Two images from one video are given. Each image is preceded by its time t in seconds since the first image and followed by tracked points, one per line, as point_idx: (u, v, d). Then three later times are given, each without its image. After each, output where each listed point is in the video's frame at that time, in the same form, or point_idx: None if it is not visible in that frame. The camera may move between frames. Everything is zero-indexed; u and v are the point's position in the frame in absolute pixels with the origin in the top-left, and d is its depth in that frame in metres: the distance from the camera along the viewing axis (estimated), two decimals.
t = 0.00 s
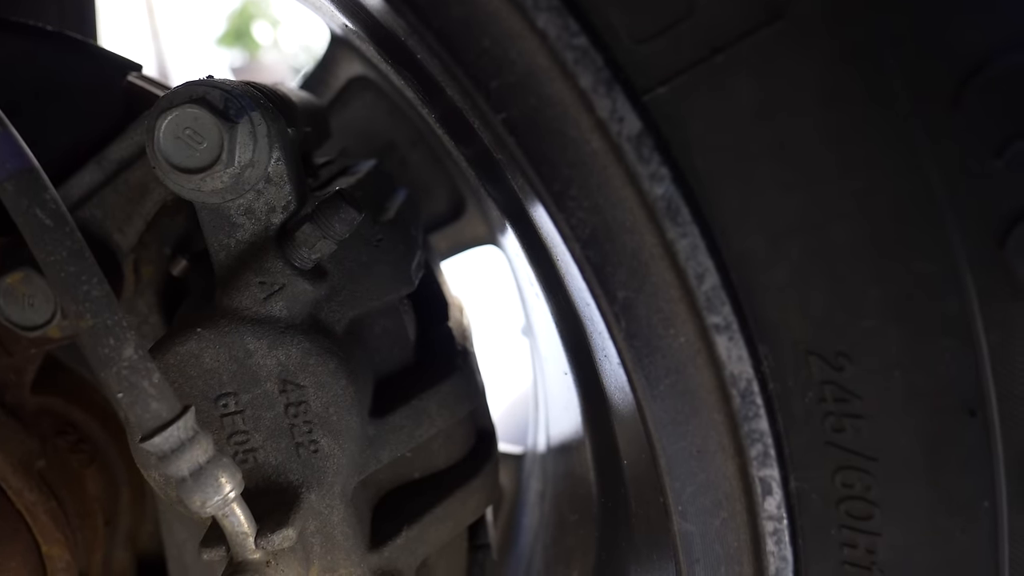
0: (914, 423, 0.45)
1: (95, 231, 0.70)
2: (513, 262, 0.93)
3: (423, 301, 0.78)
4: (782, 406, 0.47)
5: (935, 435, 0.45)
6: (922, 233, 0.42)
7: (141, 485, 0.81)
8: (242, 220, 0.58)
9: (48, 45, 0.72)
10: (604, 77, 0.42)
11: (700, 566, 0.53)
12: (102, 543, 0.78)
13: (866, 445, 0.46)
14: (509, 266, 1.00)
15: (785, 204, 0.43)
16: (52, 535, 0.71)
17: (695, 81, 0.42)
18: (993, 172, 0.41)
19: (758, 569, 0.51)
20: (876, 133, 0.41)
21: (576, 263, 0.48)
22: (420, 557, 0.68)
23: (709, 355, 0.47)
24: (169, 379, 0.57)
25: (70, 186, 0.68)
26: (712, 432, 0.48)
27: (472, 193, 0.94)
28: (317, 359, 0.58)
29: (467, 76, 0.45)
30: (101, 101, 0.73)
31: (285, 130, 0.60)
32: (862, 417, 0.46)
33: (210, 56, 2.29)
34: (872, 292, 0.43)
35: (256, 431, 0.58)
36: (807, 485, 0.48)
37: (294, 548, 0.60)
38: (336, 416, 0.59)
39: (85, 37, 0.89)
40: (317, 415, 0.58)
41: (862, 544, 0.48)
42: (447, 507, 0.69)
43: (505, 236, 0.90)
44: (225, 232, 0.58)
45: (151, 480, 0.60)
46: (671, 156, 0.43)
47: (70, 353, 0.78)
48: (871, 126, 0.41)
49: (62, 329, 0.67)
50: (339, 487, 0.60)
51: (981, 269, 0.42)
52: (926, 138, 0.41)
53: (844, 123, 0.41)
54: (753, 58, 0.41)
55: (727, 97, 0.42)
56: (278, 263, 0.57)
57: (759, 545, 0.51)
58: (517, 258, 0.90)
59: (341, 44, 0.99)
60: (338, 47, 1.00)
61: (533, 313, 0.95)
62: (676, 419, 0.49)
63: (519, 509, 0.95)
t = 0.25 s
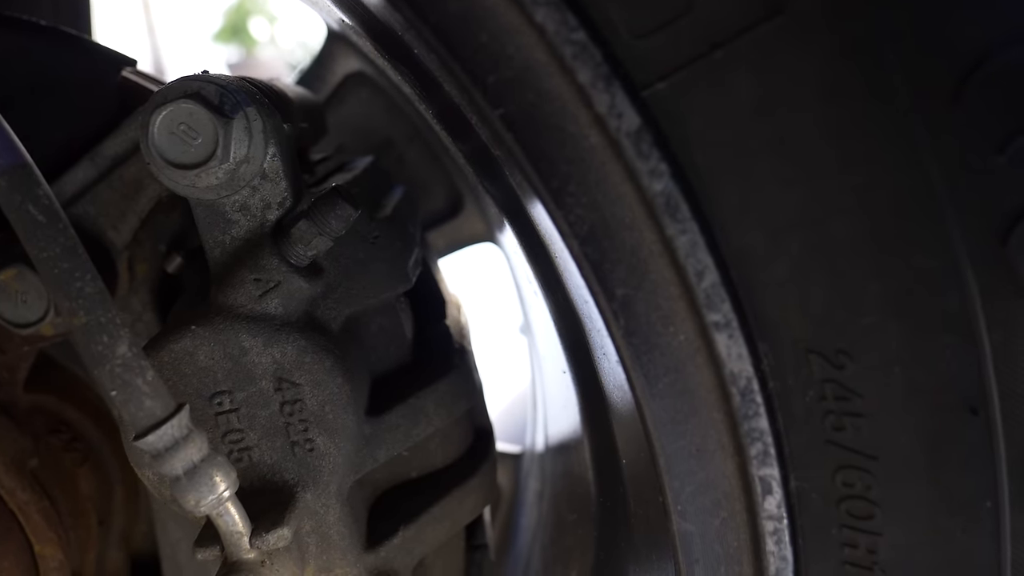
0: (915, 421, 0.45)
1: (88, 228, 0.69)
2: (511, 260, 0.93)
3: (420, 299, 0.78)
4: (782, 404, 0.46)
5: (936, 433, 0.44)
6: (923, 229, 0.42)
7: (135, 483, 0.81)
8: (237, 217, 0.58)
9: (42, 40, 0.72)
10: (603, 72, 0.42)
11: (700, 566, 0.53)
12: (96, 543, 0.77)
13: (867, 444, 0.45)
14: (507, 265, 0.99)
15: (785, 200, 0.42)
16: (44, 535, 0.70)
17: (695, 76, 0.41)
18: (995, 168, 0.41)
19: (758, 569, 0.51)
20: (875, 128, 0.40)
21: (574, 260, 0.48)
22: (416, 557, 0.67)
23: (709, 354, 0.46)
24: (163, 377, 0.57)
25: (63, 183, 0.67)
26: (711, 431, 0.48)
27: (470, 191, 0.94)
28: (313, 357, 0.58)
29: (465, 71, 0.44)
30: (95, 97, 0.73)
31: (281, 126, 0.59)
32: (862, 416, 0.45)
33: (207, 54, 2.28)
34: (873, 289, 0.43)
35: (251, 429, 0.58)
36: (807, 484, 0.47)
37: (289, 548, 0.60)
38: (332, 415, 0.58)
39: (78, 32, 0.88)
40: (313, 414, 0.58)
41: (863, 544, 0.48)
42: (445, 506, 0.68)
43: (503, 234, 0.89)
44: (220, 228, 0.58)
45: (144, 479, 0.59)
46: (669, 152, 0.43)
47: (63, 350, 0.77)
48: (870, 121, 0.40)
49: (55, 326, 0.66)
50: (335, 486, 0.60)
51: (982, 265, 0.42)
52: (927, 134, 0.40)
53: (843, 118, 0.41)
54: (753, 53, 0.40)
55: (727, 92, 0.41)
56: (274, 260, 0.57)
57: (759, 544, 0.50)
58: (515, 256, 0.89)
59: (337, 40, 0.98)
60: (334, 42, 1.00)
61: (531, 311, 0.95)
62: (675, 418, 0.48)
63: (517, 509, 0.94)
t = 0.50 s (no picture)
0: (920, 423, 0.44)
1: (79, 224, 0.68)
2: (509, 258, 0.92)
3: (417, 298, 0.77)
4: (785, 405, 0.45)
5: (942, 435, 0.43)
6: (930, 226, 0.41)
7: (126, 483, 0.79)
8: (229, 213, 0.56)
9: (32, 35, 0.70)
10: (602, 64, 0.41)
11: (699, 569, 0.52)
12: (86, 545, 0.76)
13: (871, 445, 0.44)
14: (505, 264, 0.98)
15: (788, 196, 0.41)
16: (32, 537, 0.69)
17: (696, 69, 0.40)
18: (1003, 163, 0.40)
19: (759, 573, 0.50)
20: (882, 125, 0.39)
21: (572, 258, 0.47)
22: (411, 560, 0.66)
23: (710, 354, 0.45)
24: (152, 376, 0.56)
25: (53, 178, 0.67)
26: (712, 432, 0.47)
27: (467, 189, 0.93)
28: (305, 356, 0.56)
29: (461, 63, 0.44)
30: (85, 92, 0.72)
31: (274, 121, 0.58)
32: (866, 417, 0.44)
33: (203, 51, 2.27)
34: (879, 289, 0.42)
35: (242, 430, 0.57)
36: (809, 486, 0.46)
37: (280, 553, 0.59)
38: (325, 415, 0.57)
39: (70, 26, 0.87)
40: (305, 414, 0.57)
41: (866, 548, 0.47)
42: (439, 509, 0.67)
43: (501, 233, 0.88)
44: (212, 225, 0.57)
45: (133, 481, 0.58)
46: (669, 146, 0.42)
47: (53, 350, 0.75)
48: (878, 117, 0.39)
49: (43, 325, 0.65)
50: (327, 488, 0.59)
51: (990, 264, 0.41)
52: (936, 128, 0.39)
53: (851, 114, 0.40)
54: (756, 45, 0.39)
55: (730, 85, 0.40)
56: (266, 257, 0.56)
57: (760, 548, 0.49)
58: (513, 255, 0.88)
59: (333, 35, 0.97)
60: (330, 37, 0.98)
61: (528, 311, 0.94)
62: (675, 418, 0.48)
63: (514, 510, 0.93)
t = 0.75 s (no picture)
0: (928, 426, 0.42)
1: (62, 223, 0.66)
2: (503, 261, 0.90)
3: (410, 301, 0.75)
4: (787, 408, 0.43)
5: (949, 438, 0.42)
6: (937, 221, 0.39)
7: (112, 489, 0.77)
8: (214, 210, 0.55)
9: (16, 28, 0.68)
10: (599, 52, 0.39)
11: None
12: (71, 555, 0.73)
13: (877, 449, 0.43)
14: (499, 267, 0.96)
15: (789, 189, 0.40)
16: (11, 546, 0.67)
17: (694, 55, 0.39)
18: (1015, 155, 0.38)
19: None
20: (885, 115, 0.38)
21: (568, 255, 0.45)
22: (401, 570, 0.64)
23: (710, 355, 0.43)
24: (134, 378, 0.54)
25: (34, 177, 0.65)
26: (713, 435, 0.45)
27: (461, 191, 0.92)
28: (293, 358, 0.55)
29: (452, 52, 0.43)
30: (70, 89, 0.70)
31: (261, 116, 0.56)
32: (872, 420, 0.42)
33: (199, 54, 2.25)
34: (882, 286, 0.40)
35: (227, 435, 0.55)
36: (814, 493, 0.44)
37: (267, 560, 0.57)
38: (313, 420, 0.55)
39: (59, 24, 0.86)
40: (292, 418, 0.55)
41: (872, 556, 0.45)
42: (431, 516, 0.66)
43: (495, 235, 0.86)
44: (197, 222, 0.55)
45: (114, 488, 0.56)
46: (670, 138, 0.40)
47: (33, 351, 0.74)
48: (879, 104, 0.38)
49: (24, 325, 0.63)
50: (315, 495, 0.57)
51: (1001, 263, 0.39)
52: (943, 119, 0.38)
53: (851, 101, 0.38)
54: (755, 32, 0.38)
55: (730, 73, 0.39)
56: (252, 256, 0.54)
57: (762, 556, 0.47)
58: (507, 257, 0.86)
59: (326, 33, 0.95)
60: (323, 37, 0.97)
61: (523, 314, 0.92)
62: (674, 422, 0.46)
63: (509, 518, 0.92)
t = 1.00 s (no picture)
0: (940, 437, 0.40)
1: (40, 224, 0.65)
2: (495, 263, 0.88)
3: (400, 305, 0.73)
4: (791, 416, 0.41)
5: (959, 449, 0.40)
6: (953, 221, 0.37)
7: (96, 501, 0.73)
8: (195, 210, 0.53)
9: None
10: (595, 41, 0.38)
11: None
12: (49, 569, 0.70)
13: (884, 461, 0.41)
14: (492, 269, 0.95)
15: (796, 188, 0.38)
16: None
17: (695, 47, 0.37)
18: None
19: None
20: (895, 110, 0.36)
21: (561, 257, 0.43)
22: None
23: (711, 362, 0.41)
24: (110, 385, 0.52)
25: (13, 175, 0.63)
26: (713, 445, 0.43)
27: (453, 193, 0.90)
28: (275, 364, 0.53)
29: (440, 42, 0.41)
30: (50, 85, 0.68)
31: (244, 113, 0.54)
32: (879, 430, 0.40)
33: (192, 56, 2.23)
34: (894, 291, 0.38)
35: (207, 443, 0.53)
36: (816, 505, 0.43)
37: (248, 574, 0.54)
38: (296, 428, 0.53)
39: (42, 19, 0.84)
40: (275, 427, 0.53)
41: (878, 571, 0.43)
42: (420, 527, 0.63)
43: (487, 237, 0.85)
44: (177, 223, 0.53)
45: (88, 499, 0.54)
46: (668, 132, 0.38)
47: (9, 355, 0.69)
48: (890, 100, 0.36)
49: None
50: (299, 506, 0.55)
51: (1017, 270, 0.37)
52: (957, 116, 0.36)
53: (863, 99, 0.36)
54: (759, 23, 0.36)
55: (734, 65, 0.37)
56: (234, 258, 0.52)
57: (763, 570, 0.45)
58: (499, 260, 0.85)
59: (316, 32, 0.93)
60: (314, 35, 0.94)
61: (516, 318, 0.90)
62: (672, 432, 0.44)
63: (501, 526, 0.89)
